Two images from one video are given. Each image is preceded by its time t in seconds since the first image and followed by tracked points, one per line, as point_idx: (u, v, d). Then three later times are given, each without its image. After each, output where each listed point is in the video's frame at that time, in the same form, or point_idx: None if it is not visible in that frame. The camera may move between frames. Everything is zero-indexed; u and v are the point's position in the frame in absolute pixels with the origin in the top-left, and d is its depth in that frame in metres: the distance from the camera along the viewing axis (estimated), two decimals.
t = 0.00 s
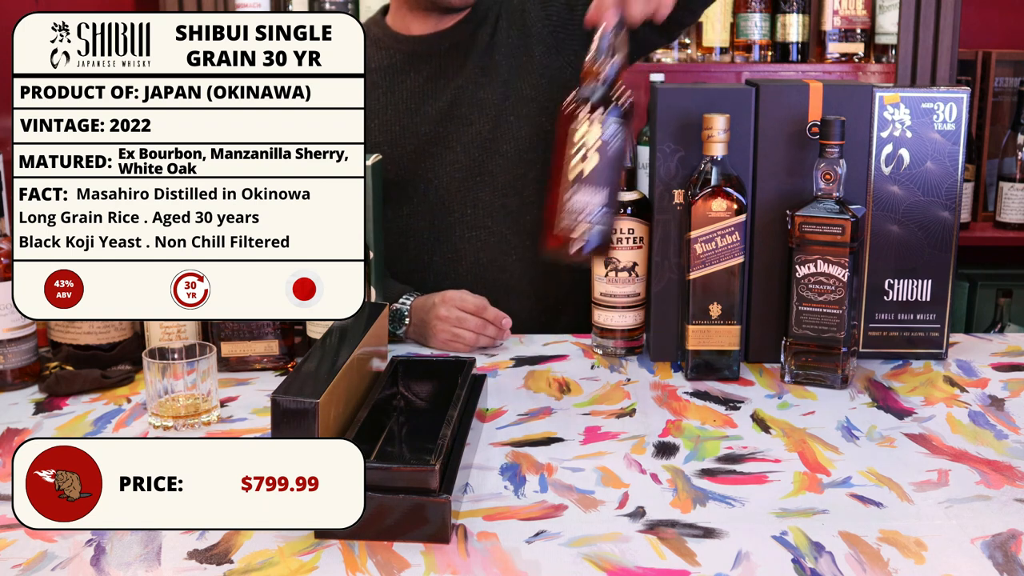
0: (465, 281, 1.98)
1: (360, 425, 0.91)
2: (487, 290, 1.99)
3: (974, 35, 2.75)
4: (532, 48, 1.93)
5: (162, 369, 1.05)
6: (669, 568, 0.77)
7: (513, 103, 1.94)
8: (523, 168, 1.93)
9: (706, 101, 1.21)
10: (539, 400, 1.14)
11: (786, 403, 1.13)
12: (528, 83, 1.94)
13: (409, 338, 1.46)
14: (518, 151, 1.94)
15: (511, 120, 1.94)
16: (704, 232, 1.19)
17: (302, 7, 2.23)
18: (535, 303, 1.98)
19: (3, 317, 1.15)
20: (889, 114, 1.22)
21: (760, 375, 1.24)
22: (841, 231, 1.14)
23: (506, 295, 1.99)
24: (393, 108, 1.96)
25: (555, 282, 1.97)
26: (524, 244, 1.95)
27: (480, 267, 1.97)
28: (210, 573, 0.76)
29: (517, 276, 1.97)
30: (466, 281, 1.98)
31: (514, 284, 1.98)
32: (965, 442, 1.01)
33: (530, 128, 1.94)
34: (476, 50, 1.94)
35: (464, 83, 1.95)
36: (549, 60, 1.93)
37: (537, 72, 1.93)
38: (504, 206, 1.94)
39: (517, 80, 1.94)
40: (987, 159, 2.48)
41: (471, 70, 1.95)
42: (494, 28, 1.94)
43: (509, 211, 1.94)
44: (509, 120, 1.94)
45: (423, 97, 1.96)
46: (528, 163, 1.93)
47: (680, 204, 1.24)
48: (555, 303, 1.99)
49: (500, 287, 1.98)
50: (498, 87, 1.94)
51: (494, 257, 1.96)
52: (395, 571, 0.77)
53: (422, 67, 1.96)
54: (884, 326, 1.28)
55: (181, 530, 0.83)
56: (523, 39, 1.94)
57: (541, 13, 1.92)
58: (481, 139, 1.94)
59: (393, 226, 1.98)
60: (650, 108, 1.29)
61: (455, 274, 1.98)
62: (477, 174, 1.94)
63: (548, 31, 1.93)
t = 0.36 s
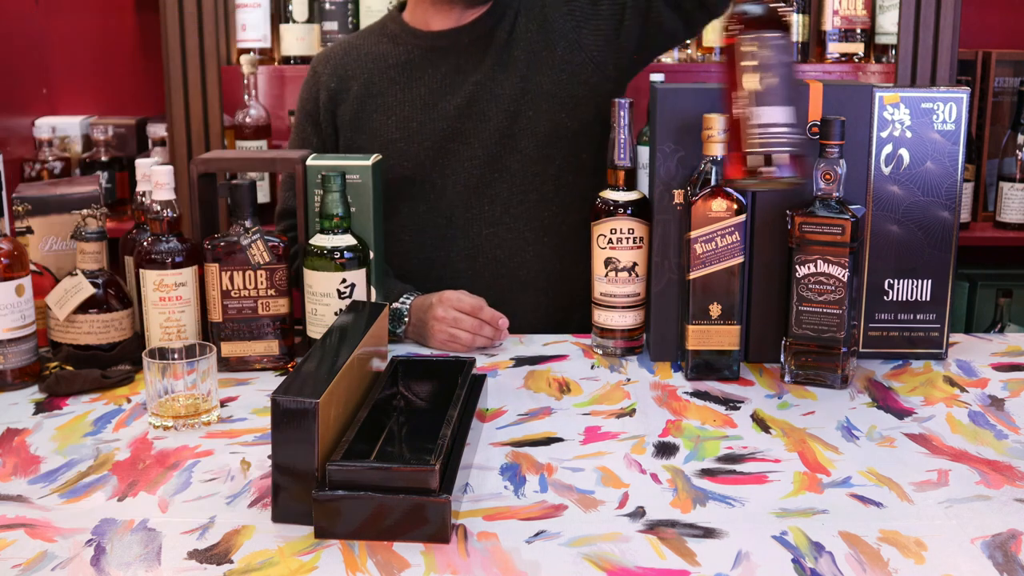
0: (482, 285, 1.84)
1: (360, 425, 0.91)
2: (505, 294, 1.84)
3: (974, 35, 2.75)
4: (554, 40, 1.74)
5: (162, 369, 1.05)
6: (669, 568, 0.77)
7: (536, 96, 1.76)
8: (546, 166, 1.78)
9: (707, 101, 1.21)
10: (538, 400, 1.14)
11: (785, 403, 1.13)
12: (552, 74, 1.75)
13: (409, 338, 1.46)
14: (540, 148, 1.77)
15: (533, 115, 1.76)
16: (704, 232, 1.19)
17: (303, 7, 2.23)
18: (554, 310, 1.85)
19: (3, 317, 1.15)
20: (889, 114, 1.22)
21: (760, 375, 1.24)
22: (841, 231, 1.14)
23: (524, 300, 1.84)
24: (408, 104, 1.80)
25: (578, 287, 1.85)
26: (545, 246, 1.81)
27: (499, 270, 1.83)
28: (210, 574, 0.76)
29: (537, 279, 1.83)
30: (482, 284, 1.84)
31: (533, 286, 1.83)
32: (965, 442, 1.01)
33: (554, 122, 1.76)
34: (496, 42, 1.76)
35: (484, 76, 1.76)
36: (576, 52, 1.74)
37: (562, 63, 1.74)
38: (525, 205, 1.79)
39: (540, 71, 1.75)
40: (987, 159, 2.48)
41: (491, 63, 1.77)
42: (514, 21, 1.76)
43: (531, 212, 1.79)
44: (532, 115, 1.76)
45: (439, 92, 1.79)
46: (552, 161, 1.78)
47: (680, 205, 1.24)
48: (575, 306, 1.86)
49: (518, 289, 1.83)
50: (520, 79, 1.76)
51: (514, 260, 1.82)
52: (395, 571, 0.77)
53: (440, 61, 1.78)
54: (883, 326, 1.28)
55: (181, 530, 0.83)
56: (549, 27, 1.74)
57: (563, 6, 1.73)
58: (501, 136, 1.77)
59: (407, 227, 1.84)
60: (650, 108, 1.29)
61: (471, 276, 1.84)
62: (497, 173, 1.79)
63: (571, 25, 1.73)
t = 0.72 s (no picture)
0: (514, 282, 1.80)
1: (359, 425, 0.91)
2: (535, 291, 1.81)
3: (974, 35, 2.75)
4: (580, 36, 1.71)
5: (162, 369, 1.05)
6: (669, 568, 0.77)
7: (563, 91, 1.73)
8: (573, 161, 1.75)
9: (707, 101, 1.21)
10: (538, 400, 1.14)
11: (786, 403, 1.13)
12: (579, 70, 1.72)
13: (409, 337, 1.46)
14: (567, 144, 1.75)
15: (560, 110, 1.74)
16: (704, 232, 1.19)
17: (303, 7, 2.24)
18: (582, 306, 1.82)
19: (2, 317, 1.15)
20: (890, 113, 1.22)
21: (760, 375, 1.24)
22: (841, 231, 1.14)
23: (553, 297, 1.81)
24: (432, 101, 1.78)
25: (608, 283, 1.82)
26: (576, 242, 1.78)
27: (529, 266, 1.79)
28: (210, 573, 0.76)
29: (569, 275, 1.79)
30: (513, 281, 1.80)
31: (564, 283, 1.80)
32: (965, 442, 1.01)
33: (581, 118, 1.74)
34: (521, 38, 1.74)
35: (510, 73, 1.74)
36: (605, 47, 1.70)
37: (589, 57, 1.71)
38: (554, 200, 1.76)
39: (566, 67, 1.72)
40: (987, 159, 2.48)
41: (517, 60, 1.74)
42: (539, 17, 1.74)
43: (559, 208, 1.76)
44: (558, 110, 1.74)
45: (463, 88, 1.76)
46: (579, 156, 1.75)
47: (680, 205, 1.24)
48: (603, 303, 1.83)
49: (548, 285, 1.80)
50: (547, 75, 1.73)
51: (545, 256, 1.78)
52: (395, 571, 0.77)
53: (463, 58, 1.76)
54: (883, 326, 1.28)
55: (181, 530, 0.83)
56: (576, 22, 1.71)
57: (593, 3, 1.69)
58: (528, 132, 1.75)
59: (434, 224, 1.82)
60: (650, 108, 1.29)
61: (502, 273, 1.80)
62: (523, 169, 1.76)
63: (601, 24, 1.69)
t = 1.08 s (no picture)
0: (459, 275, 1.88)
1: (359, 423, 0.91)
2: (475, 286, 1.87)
3: (974, 35, 2.75)
4: (547, 61, 1.90)
5: (162, 369, 1.05)
6: (669, 568, 0.77)
7: (527, 108, 1.89)
8: (528, 168, 1.91)
9: (707, 101, 1.21)
10: (539, 400, 1.14)
11: (786, 403, 1.13)
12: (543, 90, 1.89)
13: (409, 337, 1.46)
14: (523, 151, 1.90)
15: (522, 122, 1.90)
16: (704, 232, 1.19)
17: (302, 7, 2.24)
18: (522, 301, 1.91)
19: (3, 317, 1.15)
20: (890, 115, 1.22)
21: (760, 375, 1.24)
22: (841, 231, 1.14)
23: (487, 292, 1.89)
24: (400, 93, 1.88)
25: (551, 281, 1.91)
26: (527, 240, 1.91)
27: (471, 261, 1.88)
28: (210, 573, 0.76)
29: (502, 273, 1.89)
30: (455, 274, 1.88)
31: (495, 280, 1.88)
32: (965, 442, 1.01)
33: (542, 131, 1.90)
34: (491, 50, 1.89)
35: (480, 81, 1.89)
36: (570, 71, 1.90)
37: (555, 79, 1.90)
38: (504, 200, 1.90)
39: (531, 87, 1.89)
40: (987, 159, 2.48)
41: (488, 69, 1.89)
42: (498, 29, 1.90)
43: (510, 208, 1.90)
44: (522, 122, 1.90)
45: (430, 86, 1.89)
46: (537, 167, 1.92)
47: (680, 204, 1.24)
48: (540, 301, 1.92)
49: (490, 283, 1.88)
50: (512, 91, 1.89)
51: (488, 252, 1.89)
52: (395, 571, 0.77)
53: (433, 58, 1.89)
54: (884, 326, 1.28)
55: (182, 530, 0.83)
56: (540, 48, 1.90)
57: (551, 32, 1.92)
58: (488, 137, 1.90)
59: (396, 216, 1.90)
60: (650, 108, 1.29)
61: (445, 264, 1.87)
62: (482, 170, 1.90)
63: (553, 45, 1.91)
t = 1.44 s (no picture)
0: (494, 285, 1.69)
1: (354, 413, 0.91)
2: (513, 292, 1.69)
3: (974, 35, 2.75)
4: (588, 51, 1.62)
5: (162, 369, 1.05)
6: (669, 568, 0.77)
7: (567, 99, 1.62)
8: (573, 168, 1.63)
9: (707, 101, 1.21)
10: (539, 400, 1.14)
11: (786, 403, 1.13)
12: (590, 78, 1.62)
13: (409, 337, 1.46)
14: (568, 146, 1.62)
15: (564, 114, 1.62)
16: (704, 232, 1.19)
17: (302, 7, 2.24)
18: (562, 306, 1.69)
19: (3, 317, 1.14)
20: (890, 114, 1.22)
21: (760, 375, 1.24)
22: (841, 231, 1.14)
23: (527, 299, 1.69)
24: (424, 87, 1.61)
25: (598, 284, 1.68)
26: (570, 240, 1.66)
27: (509, 267, 1.67)
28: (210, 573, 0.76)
29: (542, 278, 1.68)
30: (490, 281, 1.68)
31: (531, 285, 1.68)
32: (965, 442, 1.01)
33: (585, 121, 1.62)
34: (520, 40, 1.59)
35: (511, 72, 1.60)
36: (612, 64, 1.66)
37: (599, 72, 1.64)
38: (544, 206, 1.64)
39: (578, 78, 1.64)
40: (987, 159, 2.48)
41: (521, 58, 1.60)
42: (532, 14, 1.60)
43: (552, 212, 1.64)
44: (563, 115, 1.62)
45: (457, 80, 1.60)
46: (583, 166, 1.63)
47: (680, 204, 1.24)
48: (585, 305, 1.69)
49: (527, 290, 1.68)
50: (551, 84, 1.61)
51: (527, 257, 1.67)
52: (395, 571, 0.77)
53: (459, 52, 1.60)
54: (884, 326, 1.28)
55: (181, 530, 0.83)
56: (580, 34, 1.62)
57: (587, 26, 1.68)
58: (525, 131, 1.62)
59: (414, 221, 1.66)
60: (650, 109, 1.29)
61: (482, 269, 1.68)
62: (519, 167, 1.63)
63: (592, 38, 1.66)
